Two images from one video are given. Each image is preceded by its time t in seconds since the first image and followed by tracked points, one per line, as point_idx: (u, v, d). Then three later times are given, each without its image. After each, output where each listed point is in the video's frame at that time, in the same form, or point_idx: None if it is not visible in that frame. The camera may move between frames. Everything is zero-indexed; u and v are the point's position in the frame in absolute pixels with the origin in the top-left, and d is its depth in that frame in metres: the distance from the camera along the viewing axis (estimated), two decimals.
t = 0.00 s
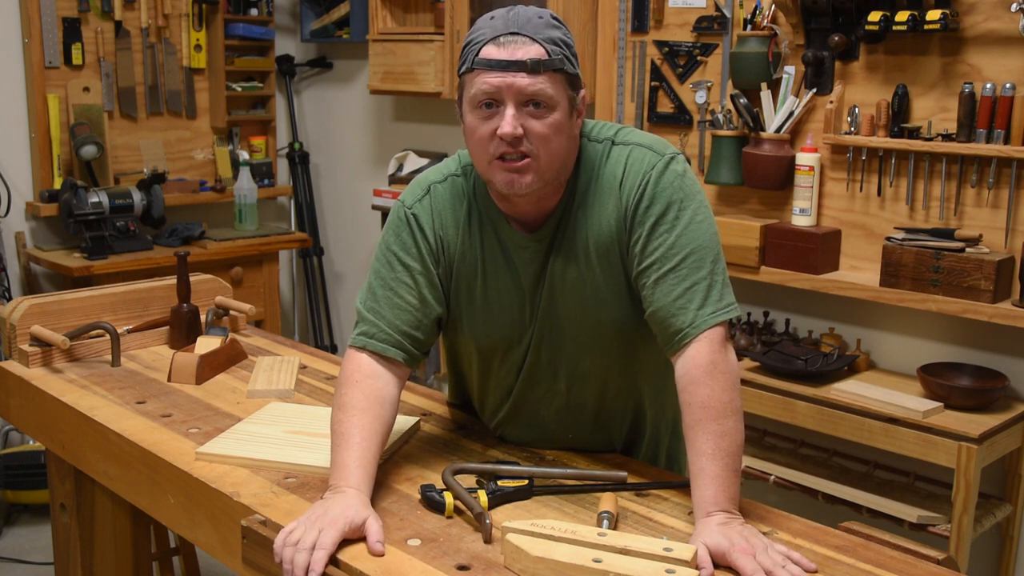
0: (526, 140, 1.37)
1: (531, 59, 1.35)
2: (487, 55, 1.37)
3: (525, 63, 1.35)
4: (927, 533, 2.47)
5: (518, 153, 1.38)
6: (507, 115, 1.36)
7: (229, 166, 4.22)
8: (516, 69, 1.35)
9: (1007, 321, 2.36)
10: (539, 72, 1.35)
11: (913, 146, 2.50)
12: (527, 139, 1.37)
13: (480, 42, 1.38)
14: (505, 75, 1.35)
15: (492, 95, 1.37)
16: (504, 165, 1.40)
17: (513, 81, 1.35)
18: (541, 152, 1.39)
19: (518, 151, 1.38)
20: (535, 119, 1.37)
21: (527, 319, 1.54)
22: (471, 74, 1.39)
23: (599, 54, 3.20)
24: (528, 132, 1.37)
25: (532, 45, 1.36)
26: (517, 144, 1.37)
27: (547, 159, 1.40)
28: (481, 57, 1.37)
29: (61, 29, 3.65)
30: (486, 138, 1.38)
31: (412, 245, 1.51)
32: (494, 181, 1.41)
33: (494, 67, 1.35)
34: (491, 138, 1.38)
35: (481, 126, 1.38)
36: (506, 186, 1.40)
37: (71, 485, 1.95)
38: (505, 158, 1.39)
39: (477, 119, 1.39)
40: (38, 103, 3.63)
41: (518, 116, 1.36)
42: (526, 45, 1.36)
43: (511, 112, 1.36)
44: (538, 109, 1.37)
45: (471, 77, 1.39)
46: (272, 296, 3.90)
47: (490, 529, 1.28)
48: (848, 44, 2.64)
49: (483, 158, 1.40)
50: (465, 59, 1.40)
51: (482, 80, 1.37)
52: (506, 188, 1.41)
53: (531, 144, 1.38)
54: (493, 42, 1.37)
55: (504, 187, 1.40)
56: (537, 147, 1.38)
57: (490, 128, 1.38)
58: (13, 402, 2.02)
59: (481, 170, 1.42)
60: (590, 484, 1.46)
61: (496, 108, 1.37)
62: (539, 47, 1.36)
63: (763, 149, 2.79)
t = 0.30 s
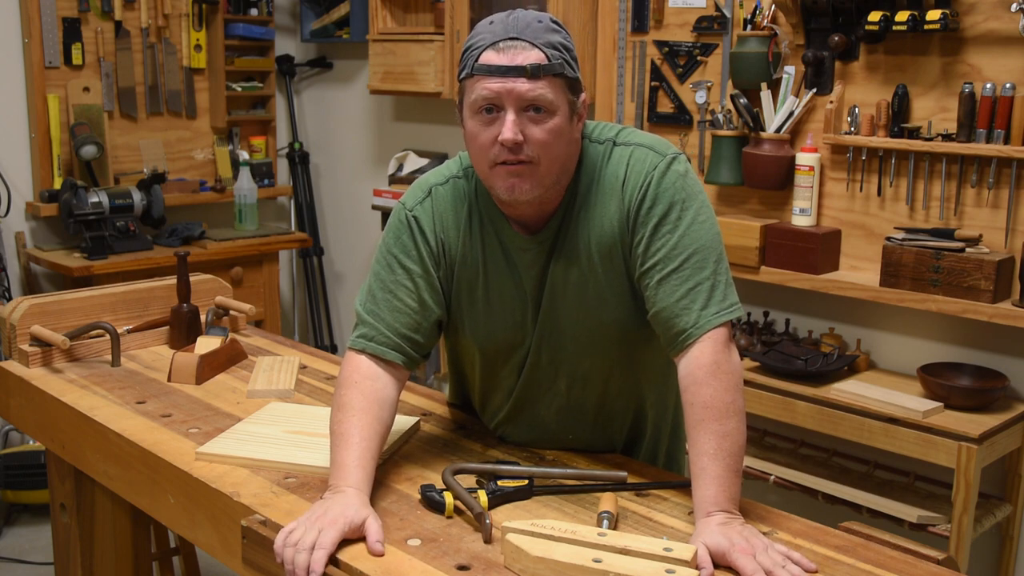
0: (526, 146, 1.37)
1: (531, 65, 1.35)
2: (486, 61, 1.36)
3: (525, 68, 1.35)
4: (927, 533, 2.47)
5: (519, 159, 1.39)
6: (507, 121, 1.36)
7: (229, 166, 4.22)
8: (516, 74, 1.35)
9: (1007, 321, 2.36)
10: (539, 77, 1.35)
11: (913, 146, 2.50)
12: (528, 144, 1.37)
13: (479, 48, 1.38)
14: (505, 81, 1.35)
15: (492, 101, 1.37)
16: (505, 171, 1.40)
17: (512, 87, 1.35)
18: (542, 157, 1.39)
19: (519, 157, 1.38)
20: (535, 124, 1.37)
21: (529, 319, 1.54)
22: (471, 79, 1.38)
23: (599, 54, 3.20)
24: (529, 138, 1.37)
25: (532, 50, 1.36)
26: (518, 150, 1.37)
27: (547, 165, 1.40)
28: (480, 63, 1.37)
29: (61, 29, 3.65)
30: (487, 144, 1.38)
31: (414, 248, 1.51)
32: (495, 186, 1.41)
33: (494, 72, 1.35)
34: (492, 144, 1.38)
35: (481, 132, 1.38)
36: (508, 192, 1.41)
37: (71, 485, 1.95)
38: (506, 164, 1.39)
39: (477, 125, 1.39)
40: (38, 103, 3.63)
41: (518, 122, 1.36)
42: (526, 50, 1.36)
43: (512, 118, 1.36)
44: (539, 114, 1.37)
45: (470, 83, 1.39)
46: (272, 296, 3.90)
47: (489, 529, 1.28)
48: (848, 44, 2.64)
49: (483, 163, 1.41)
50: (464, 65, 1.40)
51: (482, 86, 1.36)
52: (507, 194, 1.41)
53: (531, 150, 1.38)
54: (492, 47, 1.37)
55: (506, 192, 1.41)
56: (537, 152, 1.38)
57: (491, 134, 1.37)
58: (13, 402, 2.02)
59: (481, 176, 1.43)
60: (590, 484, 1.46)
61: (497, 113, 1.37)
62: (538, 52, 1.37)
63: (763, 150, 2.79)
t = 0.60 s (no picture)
0: (514, 153, 1.38)
1: (517, 72, 1.35)
2: (473, 68, 1.36)
3: (510, 75, 1.35)
4: (927, 533, 2.47)
5: (509, 165, 1.40)
6: (495, 127, 1.37)
7: (229, 166, 4.22)
8: (501, 82, 1.35)
9: (1007, 321, 2.36)
10: (525, 84, 1.35)
11: (913, 146, 2.50)
12: (516, 150, 1.38)
13: (467, 54, 1.38)
14: (490, 88, 1.35)
15: (479, 107, 1.37)
16: (495, 176, 1.41)
17: (498, 95, 1.35)
18: (531, 162, 1.40)
19: (507, 163, 1.39)
20: (523, 129, 1.37)
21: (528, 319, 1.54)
22: (460, 85, 1.39)
23: (599, 54, 3.20)
24: (517, 144, 1.38)
25: (519, 56, 1.36)
26: (506, 155, 1.38)
27: (537, 169, 1.40)
28: (467, 70, 1.37)
29: (61, 29, 3.65)
30: (476, 150, 1.39)
31: (422, 251, 1.52)
32: (487, 191, 1.43)
33: (480, 80, 1.35)
34: (481, 150, 1.39)
35: (471, 138, 1.39)
36: (499, 197, 1.42)
37: (71, 485, 1.95)
38: (495, 170, 1.40)
39: (467, 131, 1.39)
40: (38, 103, 3.63)
41: (505, 128, 1.37)
42: (512, 56, 1.35)
43: (499, 124, 1.37)
44: (526, 120, 1.37)
45: (460, 89, 1.39)
46: (272, 296, 3.90)
47: (490, 529, 1.28)
48: (848, 44, 2.64)
49: (474, 169, 1.42)
50: (453, 70, 1.40)
51: (469, 93, 1.37)
52: (499, 200, 1.43)
53: (520, 155, 1.39)
54: (479, 54, 1.36)
55: (498, 199, 1.42)
56: (526, 158, 1.39)
57: (479, 141, 1.38)
58: (13, 402, 2.02)
59: (474, 179, 1.44)
60: (590, 484, 1.46)
61: (485, 119, 1.38)
62: (525, 58, 1.36)
63: (763, 150, 2.79)
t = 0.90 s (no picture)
0: (522, 143, 1.38)
1: (519, 62, 1.35)
2: (476, 63, 1.36)
3: (513, 66, 1.35)
4: (927, 533, 2.47)
5: (516, 156, 1.39)
6: (500, 119, 1.36)
7: (229, 166, 4.22)
8: (505, 73, 1.35)
9: (1007, 321, 2.36)
10: (528, 74, 1.35)
11: (913, 146, 2.50)
12: (522, 141, 1.38)
13: (469, 50, 1.38)
14: (494, 80, 1.35)
15: (485, 101, 1.37)
16: (503, 168, 1.40)
17: (503, 86, 1.35)
18: (539, 152, 1.39)
19: (515, 154, 1.38)
20: (529, 120, 1.37)
21: (536, 320, 1.54)
22: (463, 82, 1.38)
23: (599, 54, 3.19)
24: (523, 134, 1.38)
25: (520, 47, 1.36)
26: (513, 147, 1.38)
27: (545, 159, 1.40)
28: (470, 65, 1.37)
29: (61, 29, 3.65)
30: (482, 144, 1.38)
31: (432, 256, 1.48)
32: (495, 184, 1.42)
33: (483, 73, 1.35)
34: (487, 143, 1.38)
35: (476, 133, 1.38)
36: (507, 189, 1.41)
37: (71, 485, 1.95)
38: (503, 162, 1.39)
39: (472, 126, 1.39)
40: (38, 103, 3.63)
41: (511, 120, 1.37)
42: (513, 48, 1.35)
43: (504, 116, 1.36)
44: (531, 111, 1.37)
45: (463, 84, 1.39)
46: (272, 296, 3.90)
47: (490, 529, 1.28)
48: (848, 44, 2.64)
49: (481, 164, 1.41)
50: (456, 67, 1.40)
51: (474, 88, 1.37)
52: (508, 193, 1.42)
53: (527, 146, 1.38)
54: (481, 48, 1.36)
55: (506, 191, 1.41)
56: (534, 148, 1.38)
57: (485, 134, 1.38)
58: (13, 402, 2.02)
59: (481, 174, 1.43)
60: (590, 484, 1.46)
61: (490, 113, 1.37)
62: (527, 49, 1.36)
63: (763, 149, 2.79)
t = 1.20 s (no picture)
0: (533, 155, 1.37)
1: (527, 75, 1.34)
2: (482, 76, 1.35)
3: (522, 80, 1.33)
4: (927, 533, 2.47)
5: (527, 170, 1.39)
6: (511, 134, 1.36)
7: (229, 166, 4.22)
8: (513, 86, 1.33)
9: (1007, 321, 2.36)
10: (537, 87, 1.34)
11: (913, 146, 2.50)
12: (534, 154, 1.37)
13: (473, 63, 1.36)
14: (503, 95, 1.34)
15: (494, 115, 1.36)
16: (513, 180, 1.40)
17: (511, 101, 1.34)
18: (550, 164, 1.39)
19: (527, 167, 1.38)
20: (539, 132, 1.37)
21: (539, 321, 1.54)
22: (470, 95, 1.37)
23: (599, 54, 3.19)
24: (534, 147, 1.37)
25: (526, 59, 1.35)
26: (524, 160, 1.37)
27: (556, 170, 1.40)
28: (476, 79, 1.35)
29: (61, 29, 3.65)
30: (493, 158, 1.38)
31: (435, 261, 1.48)
32: (506, 197, 1.42)
33: (491, 88, 1.34)
34: (498, 157, 1.37)
35: (486, 147, 1.38)
36: (519, 201, 1.41)
37: (71, 486, 1.95)
38: (514, 175, 1.39)
39: (481, 140, 1.38)
40: (38, 103, 3.62)
41: (521, 134, 1.36)
42: (520, 60, 1.34)
43: (514, 130, 1.35)
44: (540, 124, 1.36)
45: (469, 98, 1.37)
46: (272, 296, 3.90)
47: (489, 529, 1.28)
48: (848, 45, 2.64)
49: (492, 176, 1.41)
50: (461, 80, 1.38)
51: (482, 102, 1.35)
52: (519, 204, 1.42)
53: (538, 159, 1.38)
54: (486, 61, 1.35)
55: (518, 202, 1.41)
56: (544, 160, 1.38)
57: (495, 149, 1.37)
58: (13, 402, 2.02)
59: (491, 186, 1.43)
60: (590, 484, 1.46)
61: (499, 127, 1.36)
62: (533, 60, 1.35)
63: (763, 150, 2.79)
